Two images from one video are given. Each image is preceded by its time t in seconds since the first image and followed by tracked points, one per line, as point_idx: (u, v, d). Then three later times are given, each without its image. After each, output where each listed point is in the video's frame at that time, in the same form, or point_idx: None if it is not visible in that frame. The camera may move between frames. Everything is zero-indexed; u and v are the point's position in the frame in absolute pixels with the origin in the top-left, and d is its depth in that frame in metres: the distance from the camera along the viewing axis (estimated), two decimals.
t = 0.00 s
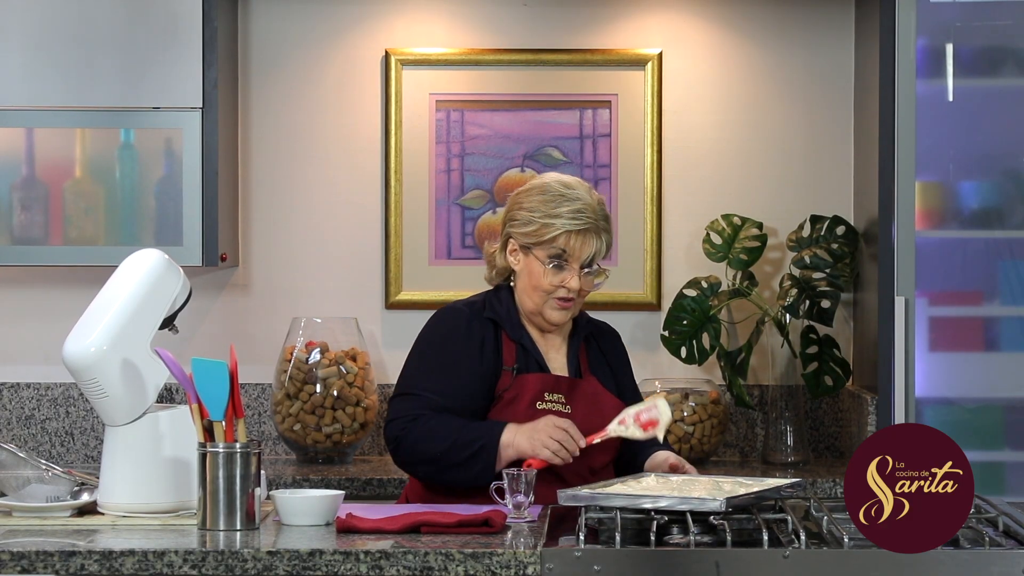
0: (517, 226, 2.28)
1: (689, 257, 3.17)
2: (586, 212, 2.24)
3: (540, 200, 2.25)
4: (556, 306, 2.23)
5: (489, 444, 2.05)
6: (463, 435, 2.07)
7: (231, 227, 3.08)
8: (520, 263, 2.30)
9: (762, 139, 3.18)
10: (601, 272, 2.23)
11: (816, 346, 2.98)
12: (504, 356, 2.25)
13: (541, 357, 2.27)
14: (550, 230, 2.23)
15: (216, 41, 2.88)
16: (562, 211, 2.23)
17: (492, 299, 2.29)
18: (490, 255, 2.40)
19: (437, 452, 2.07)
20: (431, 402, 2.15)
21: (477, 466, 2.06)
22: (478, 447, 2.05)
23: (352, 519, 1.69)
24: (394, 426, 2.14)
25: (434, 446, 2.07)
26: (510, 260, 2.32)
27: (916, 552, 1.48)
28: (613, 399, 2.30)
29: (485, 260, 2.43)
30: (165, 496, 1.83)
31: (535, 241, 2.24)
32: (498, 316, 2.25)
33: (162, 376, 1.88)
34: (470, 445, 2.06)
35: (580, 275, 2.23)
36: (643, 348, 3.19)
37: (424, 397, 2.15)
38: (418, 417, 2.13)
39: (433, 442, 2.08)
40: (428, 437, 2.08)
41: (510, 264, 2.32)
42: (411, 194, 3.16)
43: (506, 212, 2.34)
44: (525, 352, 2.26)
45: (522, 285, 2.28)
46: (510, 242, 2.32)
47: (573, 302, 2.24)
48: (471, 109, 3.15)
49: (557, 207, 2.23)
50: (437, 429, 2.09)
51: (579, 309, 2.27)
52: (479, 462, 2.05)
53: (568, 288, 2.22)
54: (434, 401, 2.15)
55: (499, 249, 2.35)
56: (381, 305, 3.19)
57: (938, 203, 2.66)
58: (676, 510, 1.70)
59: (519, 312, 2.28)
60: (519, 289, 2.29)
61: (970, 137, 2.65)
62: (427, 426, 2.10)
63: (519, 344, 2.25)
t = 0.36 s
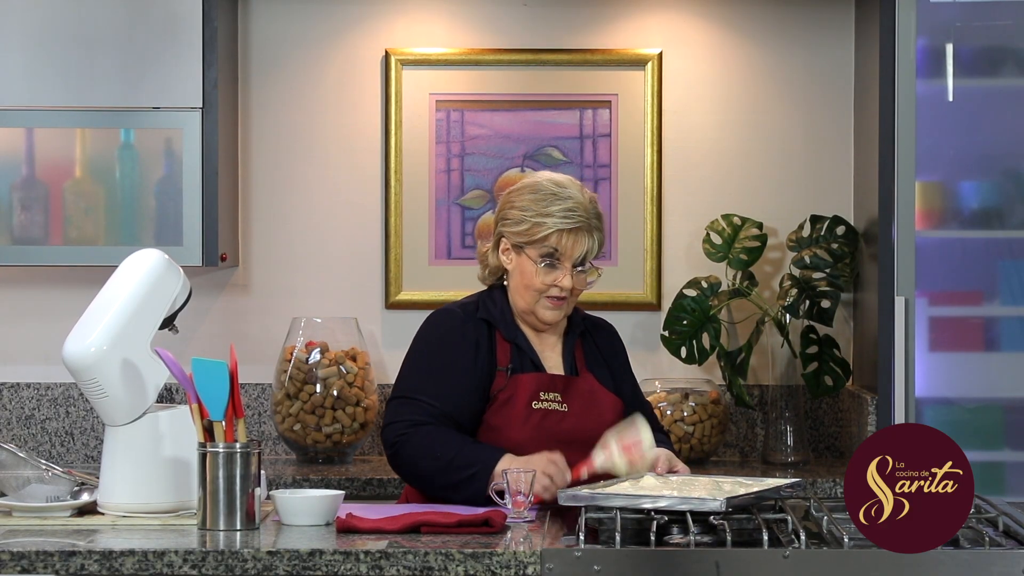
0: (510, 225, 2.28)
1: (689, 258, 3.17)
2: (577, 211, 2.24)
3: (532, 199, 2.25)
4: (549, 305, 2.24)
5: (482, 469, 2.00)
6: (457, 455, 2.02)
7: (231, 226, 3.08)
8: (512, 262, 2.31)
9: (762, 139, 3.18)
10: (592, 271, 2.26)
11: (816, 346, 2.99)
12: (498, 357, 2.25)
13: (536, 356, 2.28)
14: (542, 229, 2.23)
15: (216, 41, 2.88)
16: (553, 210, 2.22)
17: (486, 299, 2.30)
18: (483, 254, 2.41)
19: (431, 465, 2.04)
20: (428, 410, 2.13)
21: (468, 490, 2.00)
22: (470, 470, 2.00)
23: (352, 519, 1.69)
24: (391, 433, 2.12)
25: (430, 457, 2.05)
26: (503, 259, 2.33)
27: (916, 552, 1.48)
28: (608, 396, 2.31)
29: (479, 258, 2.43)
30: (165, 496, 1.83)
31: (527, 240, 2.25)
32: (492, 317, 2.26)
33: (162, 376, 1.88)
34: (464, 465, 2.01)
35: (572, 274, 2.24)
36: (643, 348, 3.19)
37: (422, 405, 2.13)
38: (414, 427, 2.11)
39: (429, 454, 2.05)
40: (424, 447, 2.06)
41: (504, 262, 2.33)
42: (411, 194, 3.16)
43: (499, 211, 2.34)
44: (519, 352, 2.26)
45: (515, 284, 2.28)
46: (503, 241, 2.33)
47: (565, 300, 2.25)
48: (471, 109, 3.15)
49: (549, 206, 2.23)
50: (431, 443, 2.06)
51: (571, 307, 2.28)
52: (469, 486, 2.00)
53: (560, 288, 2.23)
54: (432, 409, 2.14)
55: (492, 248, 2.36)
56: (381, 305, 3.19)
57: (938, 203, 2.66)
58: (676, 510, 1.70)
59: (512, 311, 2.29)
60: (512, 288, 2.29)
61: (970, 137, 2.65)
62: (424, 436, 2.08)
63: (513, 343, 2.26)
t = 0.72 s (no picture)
0: (509, 224, 2.28)
1: (689, 258, 3.17)
2: (577, 210, 2.23)
3: (532, 199, 2.24)
4: (549, 305, 2.24)
5: (483, 468, 2.00)
6: (456, 456, 2.03)
7: (231, 226, 3.08)
8: (513, 262, 2.31)
9: (762, 138, 3.18)
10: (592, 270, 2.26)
11: (816, 346, 2.99)
12: (498, 357, 2.25)
13: (536, 357, 2.28)
14: (542, 229, 2.23)
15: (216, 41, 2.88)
16: (553, 210, 2.22)
17: (487, 298, 2.30)
18: (484, 253, 2.41)
19: (432, 466, 2.05)
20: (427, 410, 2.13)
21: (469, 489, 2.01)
22: (471, 470, 2.01)
23: (352, 519, 1.69)
24: (391, 434, 2.12)
25: (430, 459, 2.05)
26: (503, 258, 2.33)
27: (916, 552, 1.48)
28: (609, 396, 2.31)
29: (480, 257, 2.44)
30: (165, 496, 1.83)
31: (527, 240, 2.25)
32: (491, 317, 2.26)
33: (162, 376, 1.88)
34: (464, 466, 2.02)
35: (573, 273, 2.24)
36: (643, 348, 3.19)
37: (421, 406, 2.13)
38: (415, 428, 2.11)
39: (428, 455, 2.05)
40: (423, 449, 2.06)
41: (504, 262, 2.33)
42: (411, 194, 3.16)
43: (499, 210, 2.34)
44: (520, 352, 2.27)
45: (515, 284, 2.29)
46: (503, 240, 2.33)
47: (565, 300, 2.25)
48: (471, 109, 3.15)
49: (548, 206, 2.23)
50: (431, 443, 2.06)
51: (571, 307, 2.28)
52: (470, 486, 2.00)
53: (560, 287, 2.23)
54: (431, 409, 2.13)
55: (493, 247, 2.36)
56: (381, 305, 3.19)
57: (938, 203, 2.66)
58: (676, 510, 1.70)
59: (513, 311, 2.29)
60: (512, 287, 2.30)
61: (970, 137, 2.65)
62: (423, 438, 2.08)
63: (514, 343, 2.26)
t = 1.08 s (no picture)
0: (511, 225, 2.28)
1: (689, 258, 3.17)
2: (578, 212, 2.23)
3: (533, 200, 2.24)
4: (550, 306, 2.24)
5: (485, 469, 2.00)
6: (458, 458, 2.03)
7: (231, 226, 3.08)
8: (515, 262, 2.31)
9: (762, 139, 3.18)
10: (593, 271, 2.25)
11: (816, 346, 2.98)
12: (500, 358, 2.25)
13: (538, 358, 2.27)
14: (543, 230, 2.23)
15: (216, 41, 2.88)
16: (555, 211, 2.22)
17: (490, 299, 2.30)
18: (486, 252, 2.41)
19: (432, 468, 2.05)
20: (428, 413, 2.13)
21: (471, 490, 2.02)
22: (473, 470, 2.01)
23: (352, 519, 1.69)
24: (392, 436, 2.12)
25: (430, 461, 2.05)
26: (505, 258, 2.33)
27: (915, 552, 1.48)
28: (610, 396, 2.31)
29: (482, 256, 2.44)
30: (165, 496, 1.83)
31: (529, 240, 2.25)
32: (493, 317, 2.26)
33: (162, 375, 1.88)
34: (465, 467, 2.02)
35: (574, 274, 2.24)
36: (643, 348, 3.19)
37: (423, 408, 2.13)
38: (416, 429, 2.11)
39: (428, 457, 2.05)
40: (424, 450, 2.06)
41: (506, 262, 2.33)
42: (411, 194, 3.16)
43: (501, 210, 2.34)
44: (521, 353, 2.26)
45: (517, 284, 2.29)
46: (505, 240, 2.33)
47: (567, 301, 2.25)
48: (471, 109, 3.15)
49: (550, 207, 2.23)
50: (433, 444, 2.06)
51: (573, 308, 2.28)
52: (472, 487, 2.01)
53: (562, 288, 2.23)
54: (433, 411, 2.14)
55: (495, 247, 2.36)
56: (381, 305, 3.19)
57: (938, 203, 2.66)
58: (676, 509, 1.70)
59: (514, 311, 2.29)
60: (514, 287, 2.30)
61: (970, 137, 2.65)
62: (424, 439, 2.08)
63: (515, 344, 2.26)
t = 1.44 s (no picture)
0: (510, 226, 2.28)
1: (689, 258, 3.17)
2: (575, 212, 2.23)
3: (531, 201, 2.25)
4: (549, 307, 2.24)
5: (483, 467, 2.01)
6: (457, 456, 2.03)
7: (231, 226, 3.08)
8: (514, 263, 2.31)
9: (762, 139, 3.18)
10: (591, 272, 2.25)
11: (816, 346, 2.98)
12: (500, 357, 2.25)
13: (538, 358, 2.27)
14: (541, 231, 2.23)
15: (215, 41, 2.88)
16: (552, 212, 2.22)
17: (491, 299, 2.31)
18: (487, 252, 2.42)
19: (431, 466, 2.05)
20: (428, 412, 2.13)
21: (470, 489, 2.02)
22: (473, 469, 2.01)
23: (352, 519, 1.69)
24: (392, 435, 2.13)
25: (429, 460, 2.05)
26: (505, 259, 2.33)
27: (916, 552, 1.48)
28: (611, 396, 2.30)
29: (484, 256, 2.44)
30: (165, 496, 1.83)
31: (527, 241, 2.25)
32: (494, 317, 2.26)
33: (162, 375, 1.88)
34: (462, 465, 2.02)
35: (572, 275, 2.24)
36: (643, 348, 3.19)
37: (422, 407, 2.14)
38: (415, 428, 2.11)
39: (427, 455, 2.06)
40: (422, 449, 2.06)
41: (506, 263, 2.34)
42: (411, 194, 3.15)
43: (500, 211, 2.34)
44: (522, 353, 2.26)
45: (516, 285, 2.29)
46: (505, 242, 2.33)
47: (566, 301, 2.25)
48: (471, 109, 3.15)
49: (548, 208, 2.23)
50: (431, 443, 2.06)
51: (573, 308, 2.28)
52: (470, 486, 2.01)
53: (560, 289, 2.23)
54: (432, 410, 2.14)
55: (495, 248, 2.37)
56: (381, 305, 3.19)
57: (938, 203, 2.66)
58: (676, 509, 1.70)
59: (515, 312, 2.29)
60: (514, 288, 2.30)
61: (970, 137, 2.64)
62: (423, 438, 2.08)
63: (516, 343, 2.26)
